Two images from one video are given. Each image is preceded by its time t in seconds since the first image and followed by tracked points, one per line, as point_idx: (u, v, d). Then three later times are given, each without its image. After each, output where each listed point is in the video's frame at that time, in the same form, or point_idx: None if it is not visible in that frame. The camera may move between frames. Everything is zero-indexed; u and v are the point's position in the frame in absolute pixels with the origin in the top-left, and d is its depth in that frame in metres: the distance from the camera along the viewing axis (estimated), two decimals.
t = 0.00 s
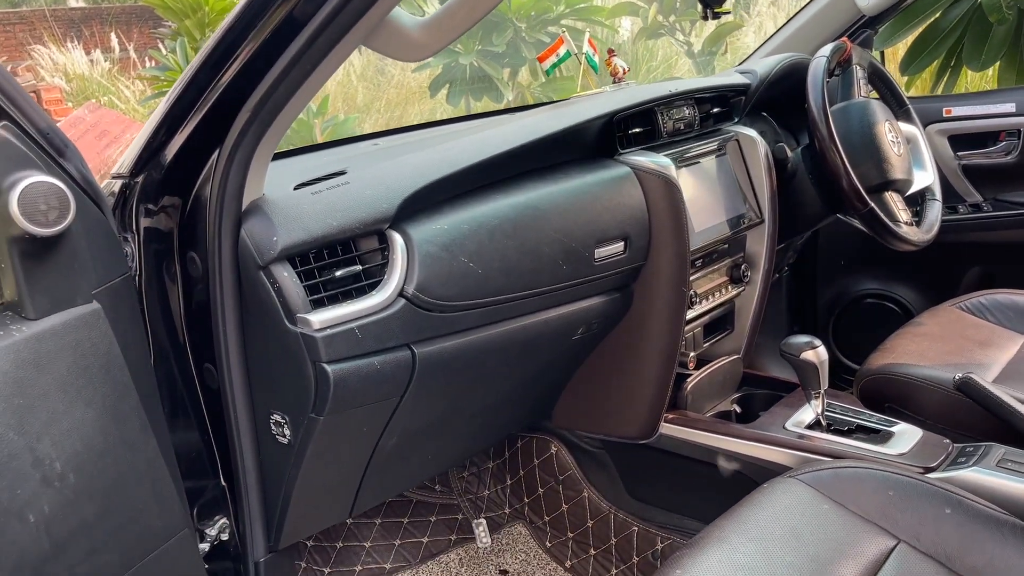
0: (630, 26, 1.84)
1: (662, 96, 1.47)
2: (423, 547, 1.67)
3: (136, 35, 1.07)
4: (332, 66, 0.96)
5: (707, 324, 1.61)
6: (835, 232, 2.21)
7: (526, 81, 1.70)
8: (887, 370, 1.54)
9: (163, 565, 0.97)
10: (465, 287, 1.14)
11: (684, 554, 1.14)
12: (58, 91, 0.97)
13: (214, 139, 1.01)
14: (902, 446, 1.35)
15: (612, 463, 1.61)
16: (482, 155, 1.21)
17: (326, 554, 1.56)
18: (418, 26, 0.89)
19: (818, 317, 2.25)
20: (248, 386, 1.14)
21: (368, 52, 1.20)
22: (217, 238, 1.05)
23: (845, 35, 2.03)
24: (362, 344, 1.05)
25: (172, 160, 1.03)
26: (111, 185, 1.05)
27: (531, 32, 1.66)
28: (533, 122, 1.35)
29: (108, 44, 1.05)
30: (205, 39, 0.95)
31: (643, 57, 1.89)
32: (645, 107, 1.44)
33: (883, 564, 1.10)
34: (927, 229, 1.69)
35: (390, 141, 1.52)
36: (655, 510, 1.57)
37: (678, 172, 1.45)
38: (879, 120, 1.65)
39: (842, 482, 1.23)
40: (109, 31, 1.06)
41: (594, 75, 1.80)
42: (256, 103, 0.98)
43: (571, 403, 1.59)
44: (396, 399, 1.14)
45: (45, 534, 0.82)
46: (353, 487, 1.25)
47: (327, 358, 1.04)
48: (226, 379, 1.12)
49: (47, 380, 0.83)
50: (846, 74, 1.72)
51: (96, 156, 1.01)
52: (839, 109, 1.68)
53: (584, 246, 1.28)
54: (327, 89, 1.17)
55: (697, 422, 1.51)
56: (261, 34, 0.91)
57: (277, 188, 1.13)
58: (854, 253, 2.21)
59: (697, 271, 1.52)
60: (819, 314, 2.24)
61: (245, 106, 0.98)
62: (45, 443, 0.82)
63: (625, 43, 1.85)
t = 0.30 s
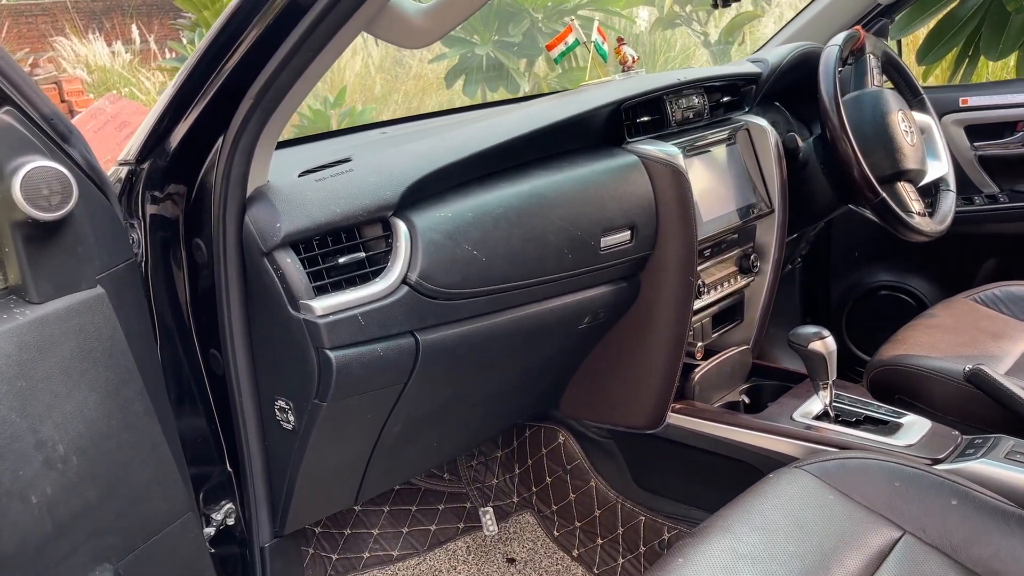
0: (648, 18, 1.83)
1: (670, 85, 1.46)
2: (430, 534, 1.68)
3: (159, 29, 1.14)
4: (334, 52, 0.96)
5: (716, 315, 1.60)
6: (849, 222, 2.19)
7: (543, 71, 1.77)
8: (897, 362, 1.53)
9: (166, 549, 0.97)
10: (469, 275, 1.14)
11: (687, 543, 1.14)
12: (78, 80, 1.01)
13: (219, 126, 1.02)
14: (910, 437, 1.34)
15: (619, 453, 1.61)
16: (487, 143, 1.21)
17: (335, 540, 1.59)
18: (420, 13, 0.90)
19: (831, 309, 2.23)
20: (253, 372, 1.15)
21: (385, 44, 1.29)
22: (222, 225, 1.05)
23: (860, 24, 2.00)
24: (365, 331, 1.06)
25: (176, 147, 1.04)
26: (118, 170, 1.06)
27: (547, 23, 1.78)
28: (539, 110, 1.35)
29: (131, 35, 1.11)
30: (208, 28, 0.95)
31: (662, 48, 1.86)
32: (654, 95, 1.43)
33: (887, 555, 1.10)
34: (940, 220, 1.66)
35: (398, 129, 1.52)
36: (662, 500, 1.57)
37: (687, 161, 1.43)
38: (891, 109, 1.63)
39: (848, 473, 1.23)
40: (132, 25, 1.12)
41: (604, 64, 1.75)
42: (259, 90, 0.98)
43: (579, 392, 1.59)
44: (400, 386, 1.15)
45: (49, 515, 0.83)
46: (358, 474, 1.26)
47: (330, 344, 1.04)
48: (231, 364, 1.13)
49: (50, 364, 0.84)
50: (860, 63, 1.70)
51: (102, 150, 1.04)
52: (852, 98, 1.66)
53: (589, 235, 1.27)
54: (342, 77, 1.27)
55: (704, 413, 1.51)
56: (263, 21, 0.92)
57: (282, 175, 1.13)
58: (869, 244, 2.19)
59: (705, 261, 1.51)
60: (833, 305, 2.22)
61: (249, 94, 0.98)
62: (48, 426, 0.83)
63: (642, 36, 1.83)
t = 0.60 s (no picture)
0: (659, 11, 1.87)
1: (680, 78, 1.46)
2: (439, 524, 1.69)
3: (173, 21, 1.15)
4: (343, 44, 0.96)
5: (724, 309, 1.60)
6: (860, 217, 2.18)
7: (556, 64, 1.76)
8: (907, 357, 1.52)
9: (174, 535, 0.99)
10: (477, 267, 1.15)
11: (692, 534, 1.15)
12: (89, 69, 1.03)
13: (228, 118, 1.03)
14: (918, 432, 1.34)
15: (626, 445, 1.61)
16: (495, 135, 1.21)
17: (343, 530, 1.60)
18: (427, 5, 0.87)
19: (842, 303, 2.22)
20: (262, 362, 1.16)
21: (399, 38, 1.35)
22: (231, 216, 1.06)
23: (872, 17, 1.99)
24: (372, 321, 1.07)
25: (186, 139, 1.05)
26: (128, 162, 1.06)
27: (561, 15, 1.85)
28: (548, 102, 1.35)
29: (147, 29, 1.12)
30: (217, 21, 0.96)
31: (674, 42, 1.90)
32: (663, 88, 1.43)
33: (892, 548, 1.10)
34: (952, 215, 1.65)
35: (407, 122, 1.53)
36: (669, 493, 1.57)
37: (696, 154, 1.43)
38: (903, 103, 1.62)
39: (855, 467, 1.23)
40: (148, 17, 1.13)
41: (613, 57, 1.76)
42: (268, 82, 0.99)
43: (587, 385, 1.59)
44: (407, 377, 1.16)
45: (59, 500, 0.84)
46: (365, 464, 1.27)
47: (337, 335, 1.05)
48: (240, 353, 1.14)
49: (61, 351, 0.85)
50: (871, 57, 1.69)
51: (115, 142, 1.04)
52: (863, 92, 1.65)
53: (597, 227, 1.27)
54: (355, 69, 1.30)
55: (712, 406, 1.51)
56: (272, 13, 0.92)
57: (291, 167, 1.14)
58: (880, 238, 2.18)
59: (714, 254, 1.50)
60: (843, 300, 2.22)
61: (258, 86, 0.99)
62: (59, 413, 0.85)
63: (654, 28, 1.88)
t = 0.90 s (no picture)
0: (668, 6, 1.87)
1: (685, 73, 1.46)
2: (444, 514, 1.71)
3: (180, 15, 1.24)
4: (352, 38, 0.98)
5: (728, 303, 1.61)
6: (865, 212, 2.19)
7: (563, 59, 1.77)
8: (909, 351, 1.53)
9: (185, 519, 1.01)
10: (483, 258, 1.16)
11: (694, 524, 1.16)
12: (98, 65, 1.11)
13: (239, 111, 1.04)
14: (920, 425, 1.35)
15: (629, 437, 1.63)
16: (502, 129, 1.23)
17: (349, 519, 1.61)
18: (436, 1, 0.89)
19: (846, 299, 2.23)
20: (270, 351, 1.18)
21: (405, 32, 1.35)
22: (241, 207, 1.08)
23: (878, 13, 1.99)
24: (379, 312, 1.08)
25: (197, 131, 1.06)
26: (141, 153, 1.08)
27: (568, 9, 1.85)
28: (554, 96, 1.36)
29: (154, 22, 1.22)
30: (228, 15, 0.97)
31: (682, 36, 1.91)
32: (668, 83, 1.44)
33: (891, 540, 1.11)
34: (956, 210, 1.66)
35: (414, 115, 1.54)
36: (672, 484, 1.59)
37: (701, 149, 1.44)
38: (908, 98, 1.62)
39: (856, 459, 1.24)
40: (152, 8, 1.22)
41: (619, 52, 1.74)
42: (278, 75, 1.00)
43: (591, 377, 1.60)
44: (413, 367, 1.17)
45: (74, 484, 0.86)
46: (372, 454, 1.29)
47: (345, 325, 1.07)
48: (249, 342, 1.16)
49: (77, 338, 0.87)
50: (877, 53, 1.69)
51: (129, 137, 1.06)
52: (868, 88, 1.66)
53: (602, 221, 1.29)
54: (361, 63, 1.31)
55: (715, 398, 1.52)
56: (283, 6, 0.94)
57: (301, 159, 1.16)
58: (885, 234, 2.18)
59: (718, 248, 1.51)
60: (847, 295, 2.22)
61: (268, 79, 1.01)
62: (73, 398, 0.86)
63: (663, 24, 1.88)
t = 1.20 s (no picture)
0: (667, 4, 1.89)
1: (685, 69, 1.48)
2: (443, 505, 1.72)
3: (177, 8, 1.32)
4: (360, 32, 0.99)
5: (726, 297, 1.63)
6: (862, 209, 2.21)
7: (561, 55, 1.78)
8: (905, 346, 1.55)
9: (193, 506, 1.02)
10: (487, 251, 1.18)
11: (693, 515, 1.18)
12: (101, 59, 1.11)
13: (247, 104, 1.06)
14: (915, 419, 1.37)
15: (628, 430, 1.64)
16: (505, 123, 1.24)
17: (350, 510, 1.64)
18: None
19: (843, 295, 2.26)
20: (276, 341, 1.19)
21: (402, 28, 1.37)
22: (248, 199, 1.09)
23: (875, 11, 2.01)
24: (384, 303, 1.10)
25: (205, 124, 1.07)
26: (149, 145, 1.10)
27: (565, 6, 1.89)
28: (556, 92, 1.38)
29: (152, 16, 1.29)
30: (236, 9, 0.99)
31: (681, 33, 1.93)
32: (668, 79, 1.46)
33: (886, 531, 1.13)
34: (952, 208, 1.68)
35: (418, 110, 1.55)
36: (670, 477, 1.61)
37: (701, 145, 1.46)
38: (906, 96, 1.64)
39: (852, 451, 1.26)
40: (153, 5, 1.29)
41: (621, 48, 1.76)
42: (286, 68, 1.02)
43: (590, 371, 1.62)
44: (417, 358, 1.19)
45: (85, 469, 0.87)
46: (374, 444, 1.31)
47: (351, 315, 1.08)
48: (254, 333, 1.17)
49: (87, 326, 0.88)
50: (876, 51, 1.71)
51: (135, 126, 1.10)
52: (866, 85, 1.67)
53: (603, 215, 1.30)
54: (360, 60, 1.32)
55: (713, 392, 1.54)
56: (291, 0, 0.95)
57: (307, 152, 1.17)
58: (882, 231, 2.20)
59: (717, 243, 1.53)
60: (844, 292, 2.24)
61: (276, 72, 1.02)
62: (84, 385, 0.88)
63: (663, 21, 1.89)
